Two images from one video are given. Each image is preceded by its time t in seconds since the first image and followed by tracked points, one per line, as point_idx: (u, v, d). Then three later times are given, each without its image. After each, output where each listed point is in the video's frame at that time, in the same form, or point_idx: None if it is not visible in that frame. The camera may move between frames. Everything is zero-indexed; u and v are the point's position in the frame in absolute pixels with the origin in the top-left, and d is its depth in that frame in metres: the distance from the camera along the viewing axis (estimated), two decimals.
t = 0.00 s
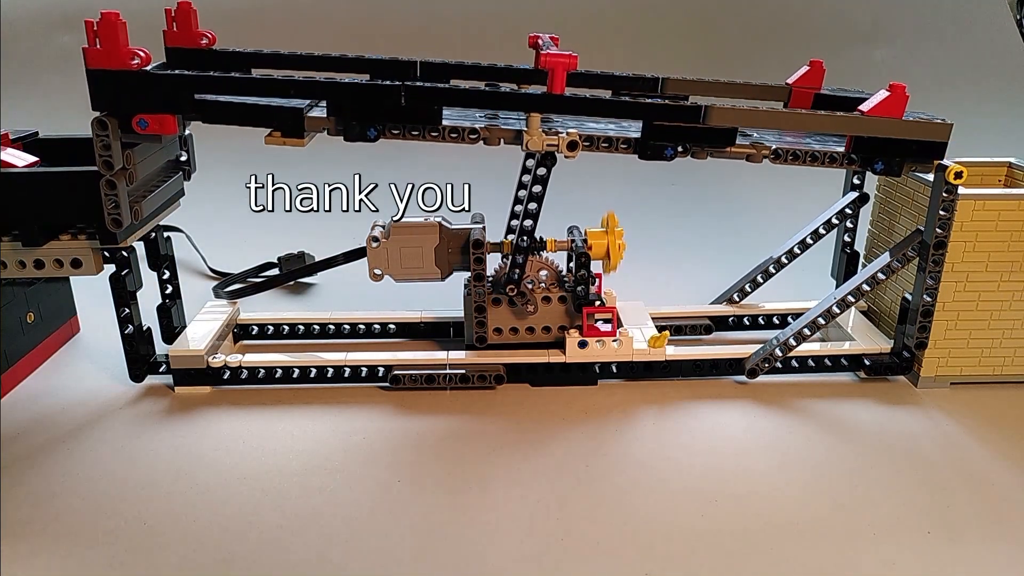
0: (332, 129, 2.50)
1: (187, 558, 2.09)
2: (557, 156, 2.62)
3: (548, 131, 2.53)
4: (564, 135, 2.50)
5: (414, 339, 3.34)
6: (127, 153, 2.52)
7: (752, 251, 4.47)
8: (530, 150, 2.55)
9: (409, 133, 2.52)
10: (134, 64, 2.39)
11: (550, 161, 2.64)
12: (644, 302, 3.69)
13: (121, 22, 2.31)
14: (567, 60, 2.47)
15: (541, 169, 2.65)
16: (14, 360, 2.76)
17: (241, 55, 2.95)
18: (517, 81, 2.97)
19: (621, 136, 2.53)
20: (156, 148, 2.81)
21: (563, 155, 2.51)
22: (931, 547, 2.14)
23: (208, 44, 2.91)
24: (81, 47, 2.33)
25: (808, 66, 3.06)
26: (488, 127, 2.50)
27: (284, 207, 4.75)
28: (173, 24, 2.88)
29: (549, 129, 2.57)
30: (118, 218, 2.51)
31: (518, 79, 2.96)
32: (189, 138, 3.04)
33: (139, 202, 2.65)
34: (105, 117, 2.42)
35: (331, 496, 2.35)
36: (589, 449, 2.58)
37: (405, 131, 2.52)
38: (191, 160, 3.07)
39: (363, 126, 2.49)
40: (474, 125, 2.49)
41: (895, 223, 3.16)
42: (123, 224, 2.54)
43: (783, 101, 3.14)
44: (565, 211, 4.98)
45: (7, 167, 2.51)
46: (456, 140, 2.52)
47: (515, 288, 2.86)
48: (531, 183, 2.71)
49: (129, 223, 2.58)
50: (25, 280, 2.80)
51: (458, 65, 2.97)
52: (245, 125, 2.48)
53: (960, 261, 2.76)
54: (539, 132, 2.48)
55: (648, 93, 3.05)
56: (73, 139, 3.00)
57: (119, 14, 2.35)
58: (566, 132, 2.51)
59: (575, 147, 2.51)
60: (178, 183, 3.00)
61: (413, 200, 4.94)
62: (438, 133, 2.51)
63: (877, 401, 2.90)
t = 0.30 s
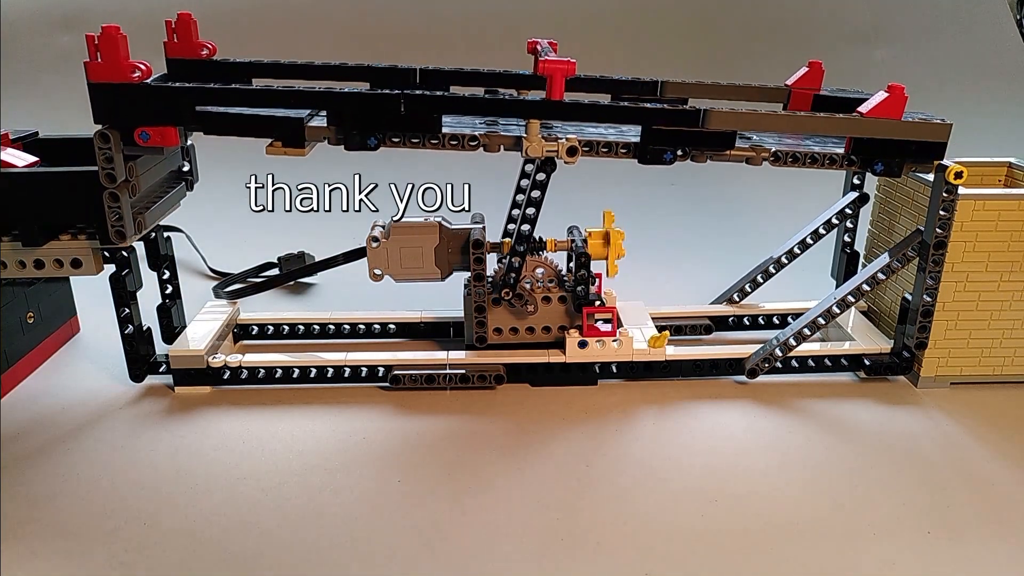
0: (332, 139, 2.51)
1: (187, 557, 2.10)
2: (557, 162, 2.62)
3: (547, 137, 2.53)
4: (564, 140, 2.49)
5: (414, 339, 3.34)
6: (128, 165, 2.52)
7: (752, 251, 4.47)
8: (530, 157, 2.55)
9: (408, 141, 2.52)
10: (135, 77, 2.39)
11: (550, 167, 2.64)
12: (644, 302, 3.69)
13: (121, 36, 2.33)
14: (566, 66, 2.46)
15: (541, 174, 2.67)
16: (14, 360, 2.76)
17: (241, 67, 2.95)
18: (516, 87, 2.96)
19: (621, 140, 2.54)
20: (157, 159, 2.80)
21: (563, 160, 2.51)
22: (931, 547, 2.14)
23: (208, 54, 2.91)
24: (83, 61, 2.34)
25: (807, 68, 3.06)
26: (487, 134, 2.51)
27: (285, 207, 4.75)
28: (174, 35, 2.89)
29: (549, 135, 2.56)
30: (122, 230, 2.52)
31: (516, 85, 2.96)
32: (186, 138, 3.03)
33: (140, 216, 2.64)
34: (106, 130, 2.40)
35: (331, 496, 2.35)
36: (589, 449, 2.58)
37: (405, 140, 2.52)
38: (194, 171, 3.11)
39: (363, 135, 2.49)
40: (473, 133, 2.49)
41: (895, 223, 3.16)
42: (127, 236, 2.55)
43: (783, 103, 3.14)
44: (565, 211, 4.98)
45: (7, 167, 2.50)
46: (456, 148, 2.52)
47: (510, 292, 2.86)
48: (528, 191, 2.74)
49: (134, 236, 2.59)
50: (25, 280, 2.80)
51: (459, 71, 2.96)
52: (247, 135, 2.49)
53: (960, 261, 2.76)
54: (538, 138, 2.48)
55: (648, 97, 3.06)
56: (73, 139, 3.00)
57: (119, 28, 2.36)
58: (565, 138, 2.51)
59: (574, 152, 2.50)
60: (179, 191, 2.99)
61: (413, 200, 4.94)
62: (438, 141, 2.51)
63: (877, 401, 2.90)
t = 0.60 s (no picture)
0: (333, 148, 2.53)
1: (187, 558, 2.09)
2: (557, 168, 2.63)
3: (547, 143, 2.53)
4: (563, 146, 2.51)
5: (414, 339, 3.34)
6: (131, 178, 2.55)
7: (752, 251, 4.46)
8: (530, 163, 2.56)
9: (409, 149, 2.52)
10: (136, 91, 2.40)
11: (550, 174, 2.65)
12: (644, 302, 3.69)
13: (121, 50, 2.33)
14: (564, 74, 2.43)
15: (540, 181, 2.68)
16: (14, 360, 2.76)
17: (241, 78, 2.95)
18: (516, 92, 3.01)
19: (621, 145, 2.54)
20: (161, 172, 2.83)
21: (562, 167, 2.53)
22: (931, 547, 2.14)
23: (209, 65, 2.90)
24: (85, 75, 2.35)
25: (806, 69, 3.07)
26: (487, 141, 2.50)
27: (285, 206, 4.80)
28: (174, 47, 2.87)
29: (548, 141, 2.58)
30: (126, 242, 2.56)
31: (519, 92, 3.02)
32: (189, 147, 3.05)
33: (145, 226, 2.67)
34: (109, 144, 2.42)
35: (330, 496, 2.35)
36: (589, 449, 2.58)
37: (405, 148, 2.53)
38: (196, 181, 3.12)
39: (363, 144, 2.50)
40: (473, 140, 2.50)
41: (895, 223, 3.16)
42: (130, 248, 2.58)
43: (783, 105, 3.15)
44: (565, 211, 4.98)
45: (7, 167, 2.50)
46: (456, 155, 2.53)
47: (506, 295, 2.85)
48: (527, 197, 2.75)
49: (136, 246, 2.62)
50: (25, 280, 2.79)
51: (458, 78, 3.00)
52: (248, 147, 2.49)
53: (960, 261, 2.76)
54: (538, 145, 2.49)
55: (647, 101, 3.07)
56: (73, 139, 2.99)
57: (120, 41, 2.36)
58: (565, 144, 2.53)
59: (574, 158, 2.52)
60: (182, 202, 3.01)
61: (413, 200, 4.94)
62: (437, 149, 2.51)
63: (877, 401, 2.90)
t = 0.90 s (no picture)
0: (334, 159, 2.53)
1: (187, 558, 2.09)
2: (556, 175, 2.63)
3: (546, 151, 2.52)
4: (562, 153, 2.49)
5: (414, 339, 3.34)
6: (133, 193, 2.54)
7: (752, 251, 4.46)
8: (530, 170, 2.55)
9: (409, 158, 2.53)
10: (138, 105, 2.42)
11: (550, 181, 2.66)
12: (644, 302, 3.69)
13: (122, 66, 2.34)
14: (561, 81, 2.41)
15: (540, 187, 2.67)
16: (14, 360, 2.77)
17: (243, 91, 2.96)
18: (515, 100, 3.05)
19: (620, 152, 2.54)
20: (163, 184, 2.82)
21: (562, 174, 2.51)
22: (932, 546, 2.14)
23: (210, 76, 2.94)
24: (86, 90, 2.37)
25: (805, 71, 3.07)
26: (487, 150, 2.51)
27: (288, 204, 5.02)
28: (175, 60, 2.92)
29: (548, 149, 2.57)
30: (129, 255, 2.56)
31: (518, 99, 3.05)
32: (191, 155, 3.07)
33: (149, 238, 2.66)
34: (111, 158, 2.43)
35: (331, 496, 2.35)
36: (590, 449, 2.58)
37: (406, 157, 2.54)
38: (199, 192, 3.16)
39: (363, 154, 2.51)
40: (473, 148, 2.50)
41: (895, 223, 3.16)
42: (134, 260, 2.58)
43: (782, 106, 3.15)
44: (565, 211, 4.98)
45: (7, 167, 2.50)
46: (456, 163, 2.52)
47: (502, 299, 2.86)
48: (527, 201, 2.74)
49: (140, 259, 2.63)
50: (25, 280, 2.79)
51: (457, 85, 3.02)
52: (248, 158, 2.48)
53: (960, 261, 2.76)
54: (538, 152, 2.48)
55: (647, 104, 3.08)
56: (74, 138, 3.00)
57: (120, 56, 2.36)
58: (564, 151, 2.51)
59: (573, 165, 2.50)
60: (184, 214, 3.03)
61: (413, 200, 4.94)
62: (437, 157, 2.52)
63: (877, 401, 2.90)
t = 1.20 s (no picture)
0: (335, 169, 2.52)
1: (187, 558, 2.09)
2: (557, 182, 2.64)
3: (546, 158, 2.54)
4: (562, 160, 2.50)
5: (414, 339, 3.34)
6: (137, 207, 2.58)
7: (752, 251, 4.46)
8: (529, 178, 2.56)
9: (409, 168, 2.54)
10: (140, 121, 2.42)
11: (550, 187, 2.67)
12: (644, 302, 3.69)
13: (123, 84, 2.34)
14: (560, 88, 2.43)
15: (540, 195, 2.70)
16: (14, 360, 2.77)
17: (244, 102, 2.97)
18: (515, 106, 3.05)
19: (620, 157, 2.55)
20: (166, 198, 2.84)
21: (563, 180, 2.52)
22: (931, 546, 2.14)
23: (211, 89, 2.97)
24: (89, 108, 2.38)
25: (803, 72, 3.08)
26: (487, 157, 2.53)
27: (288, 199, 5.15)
28: (176, 73, 2.95)
29: (548, 156, 2.57)
30: (134, 269, 2.60)
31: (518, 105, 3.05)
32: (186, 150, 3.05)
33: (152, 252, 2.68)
34: (113, 173, 2.44)
35: (330, 496, 2.35)
36: (590, 449, 2.58)
37: (407, 167, 2.54)
38: (201, 204, 3.14)
39: (364, 165, 2.51)
40: (472, 157, 2.52)
41: (895, 223, 3.16)
42: (138, 274, 2.62)
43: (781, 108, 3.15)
44: (565, 211, 4.98)
45: (7, 168, 2.49)
46: (456, 172, 2.54)
47: (499, 305, 2.90)
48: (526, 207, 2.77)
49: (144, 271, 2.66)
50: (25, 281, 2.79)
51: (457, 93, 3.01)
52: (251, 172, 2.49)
53: (960, 261, 2.76)
54: (538, 160, 2.48)
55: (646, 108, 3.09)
56: (73, 138, 2.99)
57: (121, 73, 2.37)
58: (564, 158, 2.52)
59: (573, 172, 2.51)
60: (188, 227, 3.05)
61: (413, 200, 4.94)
62: (437, 166, 2.53)
63: (877, 400, 2.90)
